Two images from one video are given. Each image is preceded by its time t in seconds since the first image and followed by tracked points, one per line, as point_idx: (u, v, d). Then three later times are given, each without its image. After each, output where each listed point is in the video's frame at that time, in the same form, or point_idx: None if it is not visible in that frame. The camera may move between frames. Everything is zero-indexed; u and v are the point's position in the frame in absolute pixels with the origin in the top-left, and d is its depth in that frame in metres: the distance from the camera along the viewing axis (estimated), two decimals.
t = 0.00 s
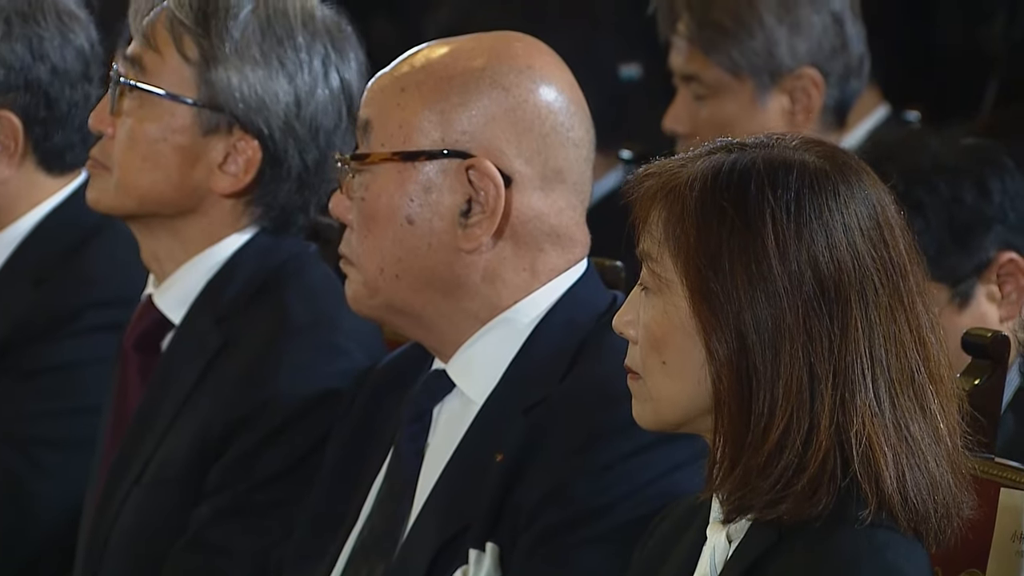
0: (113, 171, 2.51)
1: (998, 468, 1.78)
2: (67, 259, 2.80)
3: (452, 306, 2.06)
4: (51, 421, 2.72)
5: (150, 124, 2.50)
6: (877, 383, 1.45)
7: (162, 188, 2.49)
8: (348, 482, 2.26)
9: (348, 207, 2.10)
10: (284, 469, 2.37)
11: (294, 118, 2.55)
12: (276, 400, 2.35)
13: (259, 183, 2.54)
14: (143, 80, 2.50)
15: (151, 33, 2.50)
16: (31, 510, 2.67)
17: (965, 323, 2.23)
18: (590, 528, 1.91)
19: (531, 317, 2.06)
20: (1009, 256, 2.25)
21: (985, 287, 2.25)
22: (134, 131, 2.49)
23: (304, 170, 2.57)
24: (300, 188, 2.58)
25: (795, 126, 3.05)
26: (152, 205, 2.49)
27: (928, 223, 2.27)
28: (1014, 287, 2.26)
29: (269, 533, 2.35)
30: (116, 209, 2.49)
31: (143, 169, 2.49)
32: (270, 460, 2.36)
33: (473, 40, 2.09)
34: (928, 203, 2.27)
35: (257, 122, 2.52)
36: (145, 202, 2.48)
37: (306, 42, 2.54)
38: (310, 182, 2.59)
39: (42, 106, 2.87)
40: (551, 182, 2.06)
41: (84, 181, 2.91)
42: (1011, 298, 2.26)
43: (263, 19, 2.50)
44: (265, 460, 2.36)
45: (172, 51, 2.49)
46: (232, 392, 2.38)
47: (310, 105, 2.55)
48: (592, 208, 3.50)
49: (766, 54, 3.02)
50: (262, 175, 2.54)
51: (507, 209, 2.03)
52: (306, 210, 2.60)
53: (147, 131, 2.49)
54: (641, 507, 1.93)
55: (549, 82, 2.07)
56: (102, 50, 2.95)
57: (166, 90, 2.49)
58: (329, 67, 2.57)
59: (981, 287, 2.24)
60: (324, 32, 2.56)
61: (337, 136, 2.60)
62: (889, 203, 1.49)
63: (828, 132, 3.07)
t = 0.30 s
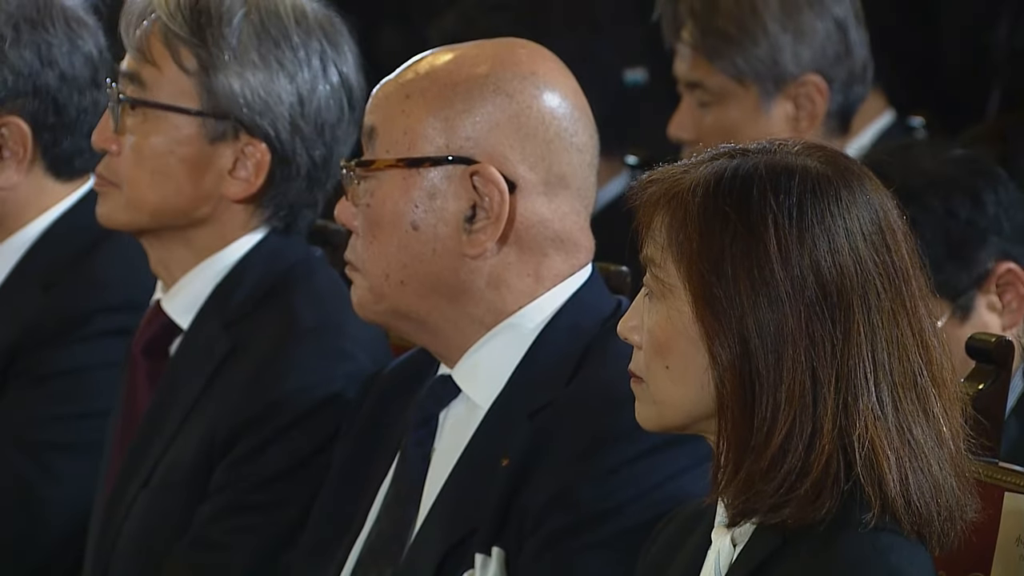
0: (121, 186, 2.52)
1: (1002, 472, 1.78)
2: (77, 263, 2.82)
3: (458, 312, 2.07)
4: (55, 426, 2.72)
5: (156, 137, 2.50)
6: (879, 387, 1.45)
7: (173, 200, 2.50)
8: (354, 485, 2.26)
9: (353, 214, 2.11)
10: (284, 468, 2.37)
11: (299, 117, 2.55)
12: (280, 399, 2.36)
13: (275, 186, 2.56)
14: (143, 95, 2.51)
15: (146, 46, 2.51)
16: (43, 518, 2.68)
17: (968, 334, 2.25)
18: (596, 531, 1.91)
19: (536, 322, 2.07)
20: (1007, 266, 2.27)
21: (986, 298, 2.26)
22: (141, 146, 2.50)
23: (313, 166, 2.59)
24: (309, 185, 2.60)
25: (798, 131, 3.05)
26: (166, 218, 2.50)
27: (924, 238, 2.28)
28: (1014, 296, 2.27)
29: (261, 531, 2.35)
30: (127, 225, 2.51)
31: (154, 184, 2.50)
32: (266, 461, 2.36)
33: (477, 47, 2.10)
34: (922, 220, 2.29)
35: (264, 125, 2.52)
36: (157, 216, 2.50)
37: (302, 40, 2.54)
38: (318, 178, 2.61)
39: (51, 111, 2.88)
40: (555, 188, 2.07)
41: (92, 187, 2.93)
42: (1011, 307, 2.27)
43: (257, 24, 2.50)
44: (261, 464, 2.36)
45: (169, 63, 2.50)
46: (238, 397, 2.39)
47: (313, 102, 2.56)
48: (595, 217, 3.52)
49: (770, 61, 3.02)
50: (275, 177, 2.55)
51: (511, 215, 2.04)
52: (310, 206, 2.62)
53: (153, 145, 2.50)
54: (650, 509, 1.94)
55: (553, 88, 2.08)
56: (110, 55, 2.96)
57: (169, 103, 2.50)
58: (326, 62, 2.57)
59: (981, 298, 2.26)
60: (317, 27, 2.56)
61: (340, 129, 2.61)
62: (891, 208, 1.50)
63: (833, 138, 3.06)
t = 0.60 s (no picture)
0: (139, 204, 2.54)
1: (1007, 474, 1.78)
2: (85, 264, 2.82)
3: (464, 314, 2.08)
4: (65, 428, 2.71)
5: (169, 152, 2.52)
6: (886, 388, 1.45)
7: (193, 214, 2.52)
8: (361, 488, 2.27)
9: (359, 217, 2.11)
10: (280, 464, 2.38)
11: (307, 111, 2.56)
12: (291, 399, 2.38)
13: (292, 182, 2.56)
14: (149, 112, 2.52)
15: (142, 63, 2.52)
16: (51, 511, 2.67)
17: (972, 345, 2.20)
18: (603, 532, 1.92)
19: (543, 324, 2.07)
20: (1005, 276, 2.20)
21: (986, 307, 2.21)
22: (155, 164, 2.52)
23: (325, 155, 2.59)
24: (323, 173, 2.60)
25: (805, 134, 3.04)
26: (186, 233, 2.53)
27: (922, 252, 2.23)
28: (1015, 304, 2.20)
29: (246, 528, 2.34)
30: (154, 241, 2.54)
31: (171, 199, 2.52)
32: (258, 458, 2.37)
33: (482, 50, 2.11)
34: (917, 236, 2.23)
35: (275, 123, 2.53)
36: (180, 230, 2.52)
37: (297, 34, 2.54)
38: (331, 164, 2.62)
39: (58, 114, 2.89)
40: (562, 191, 2.07)
41: (102, 188, 2.93)
42: (1014, 315, 2.21)
43: (251, 27, 2.51)
44: (261, 457, 2.37)
45: (168, 76, 2.51)
46: (249, 395, 2.39)
47: (319, 92, 2.57)
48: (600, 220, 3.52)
49: (776, 64, 3.02)
50: (292, 174, 2.56)
51: (517, 218, 2.04)
52: (322, 193, 2.62)
53: (167, 159, 2.52)
54: (656, 511, 1.95)
55: (558, 91, 2.09)
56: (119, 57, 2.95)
57: (177, 117, 2.51)
58: (324, 51, 2.57)
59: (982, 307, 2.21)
60: (307, 17, 2.56)
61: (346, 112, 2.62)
62: (900, 210, 1.50)
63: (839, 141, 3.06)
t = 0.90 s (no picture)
0: (162, 221, 2.54)
1: (1017, 477, 1.78)
2: (95, 268, 2.82)
3: (473, 318, 2.08)
4: (82, 430, 2.71)
5: (182, 167, 2.52)
6: (894, 392, 1.45)
7: (211, 224, 2.52)
8: (370, 493, 2.27)
9: (368, 222, 2.11)
10: (288, 463, 2.38)
11: (313, 104, 2.55)
12: (295, 400, 2.39)
13: (307, 176, 2.56)
14: (158, 132, 2.53)
15: (143, 84, 2.53)
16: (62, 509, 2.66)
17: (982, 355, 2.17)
18: (611, 537, 1.92)
19: (553, 327, 2.08)
20: (1012, 283, 2.18)
21: (995, 314, 2.19)
22: (170, 181, 2.53)
23: (336, 143, 2.59)
24: (335, 161, 2.60)
25: (814, 137, 3.04)
26: (206, 247, 2.54)
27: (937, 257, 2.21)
28: None
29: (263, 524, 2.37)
30: (181, 254, 2.55)
31: (190, 213, 2.52)
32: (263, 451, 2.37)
33: (490, 54, 2.11)
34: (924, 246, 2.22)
35: (284, 122, 2.53)
36: (212, 237, 2.53)
37: (290, 30, 2.53)
38: (342, 152, 2.62)
39: (68, 118, 2.88)
40: (570, 195, 2.07)
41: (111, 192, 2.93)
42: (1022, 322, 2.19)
43: (244, 31, 2.50)
44: (262, 449, 2.37)
45: (169, 90, 2.51)
46: (257, 386, 2.41)
47: (321, 84, 2.56)
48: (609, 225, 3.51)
49: (785, 67, 3.02)
50: (306, 169, 2.56)
51: (526, 222, 2.04)
52: (337, 180, 2.62)
53: (180, 175, 2.52)
54: (666, 514, 1.94)
55: (566, 95, 2.09)
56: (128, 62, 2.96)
57: (185, 132, 2.52)
58: (319, 43, 2.55)
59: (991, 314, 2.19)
60: (296, 12, 2.55)
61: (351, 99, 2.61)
62: (908, 215, 1.49)
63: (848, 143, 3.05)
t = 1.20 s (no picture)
0: (185, 231, 2.54)
1: None
2: (106, 271, 2.82)
3: (482, 323, 2.08)
4: (92, 434, 2.71)
5: (199, 176, 2.52)
6: (900, 394, 1.45)
7: (234, 230, 2.53)
8: (381, 500, 2.27)
9: (377, 227, 2.12)
10: (302, 466, 2.38)
11: (324, 101, 2.56)
12: (305, 402, 2.39)
13: (324, 173, 2.56)
14: (173, 143, 2.53)
15: (153, 94, 2.52)
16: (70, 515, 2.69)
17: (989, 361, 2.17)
18: (621, 542, 1.92)
19: (561, 332, 2.08)
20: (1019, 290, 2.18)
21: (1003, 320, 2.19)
22: (189, 191, 2.53)
23: (350, 139, 2.60)
24: (351, 156, 2.61)
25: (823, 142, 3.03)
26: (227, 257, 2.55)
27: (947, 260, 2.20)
28: None
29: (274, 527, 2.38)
30: (204, 263, 2.55)
31: (211, 222, 2.53)
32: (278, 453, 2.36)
33: (498, 59, 2.11)
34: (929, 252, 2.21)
35: (297, 122, 2.53)
36: (240, 240, 2.54)
37: (294, 32, 2.53)
38: (355, 145, 2.62)
39: (79, 122, 2.88)
40: (579, 200, 2.08)
41: (121, 197, 2.92)
42: None
43: (249, 35, 2.50)
44: (267, 451, 2.37)
45: (178, 100, 2.51)
46: (268, 391, 2.41)
47: (330, 81, 2.56)
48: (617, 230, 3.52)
49: (793, 72, 3.02)
50: (321, 165, 2.56)
51: (535, 227, 2.04)
52: (352, 174, 2.63)
53: (199, 183, 2.53)
54: (675, 519, 1.94)
55: (575, 100, 2.09)
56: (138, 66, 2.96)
57: (201, 141, 2.52)
58: (325, 40, 2.56)
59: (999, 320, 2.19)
60: (299, 12, 2.56)
61: (360, 92, 2.61)
62: (914, 218, 1.49)
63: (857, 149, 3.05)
